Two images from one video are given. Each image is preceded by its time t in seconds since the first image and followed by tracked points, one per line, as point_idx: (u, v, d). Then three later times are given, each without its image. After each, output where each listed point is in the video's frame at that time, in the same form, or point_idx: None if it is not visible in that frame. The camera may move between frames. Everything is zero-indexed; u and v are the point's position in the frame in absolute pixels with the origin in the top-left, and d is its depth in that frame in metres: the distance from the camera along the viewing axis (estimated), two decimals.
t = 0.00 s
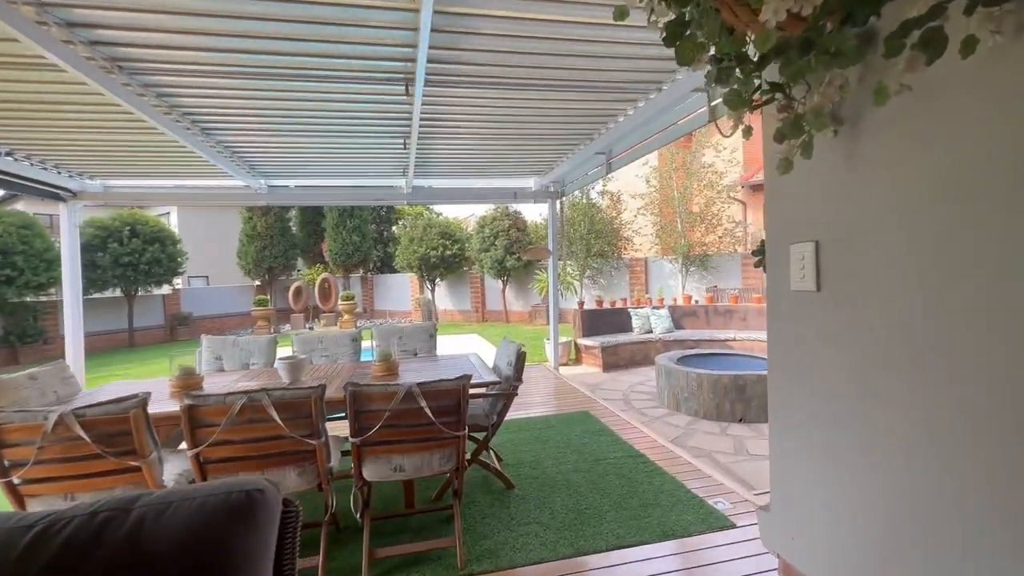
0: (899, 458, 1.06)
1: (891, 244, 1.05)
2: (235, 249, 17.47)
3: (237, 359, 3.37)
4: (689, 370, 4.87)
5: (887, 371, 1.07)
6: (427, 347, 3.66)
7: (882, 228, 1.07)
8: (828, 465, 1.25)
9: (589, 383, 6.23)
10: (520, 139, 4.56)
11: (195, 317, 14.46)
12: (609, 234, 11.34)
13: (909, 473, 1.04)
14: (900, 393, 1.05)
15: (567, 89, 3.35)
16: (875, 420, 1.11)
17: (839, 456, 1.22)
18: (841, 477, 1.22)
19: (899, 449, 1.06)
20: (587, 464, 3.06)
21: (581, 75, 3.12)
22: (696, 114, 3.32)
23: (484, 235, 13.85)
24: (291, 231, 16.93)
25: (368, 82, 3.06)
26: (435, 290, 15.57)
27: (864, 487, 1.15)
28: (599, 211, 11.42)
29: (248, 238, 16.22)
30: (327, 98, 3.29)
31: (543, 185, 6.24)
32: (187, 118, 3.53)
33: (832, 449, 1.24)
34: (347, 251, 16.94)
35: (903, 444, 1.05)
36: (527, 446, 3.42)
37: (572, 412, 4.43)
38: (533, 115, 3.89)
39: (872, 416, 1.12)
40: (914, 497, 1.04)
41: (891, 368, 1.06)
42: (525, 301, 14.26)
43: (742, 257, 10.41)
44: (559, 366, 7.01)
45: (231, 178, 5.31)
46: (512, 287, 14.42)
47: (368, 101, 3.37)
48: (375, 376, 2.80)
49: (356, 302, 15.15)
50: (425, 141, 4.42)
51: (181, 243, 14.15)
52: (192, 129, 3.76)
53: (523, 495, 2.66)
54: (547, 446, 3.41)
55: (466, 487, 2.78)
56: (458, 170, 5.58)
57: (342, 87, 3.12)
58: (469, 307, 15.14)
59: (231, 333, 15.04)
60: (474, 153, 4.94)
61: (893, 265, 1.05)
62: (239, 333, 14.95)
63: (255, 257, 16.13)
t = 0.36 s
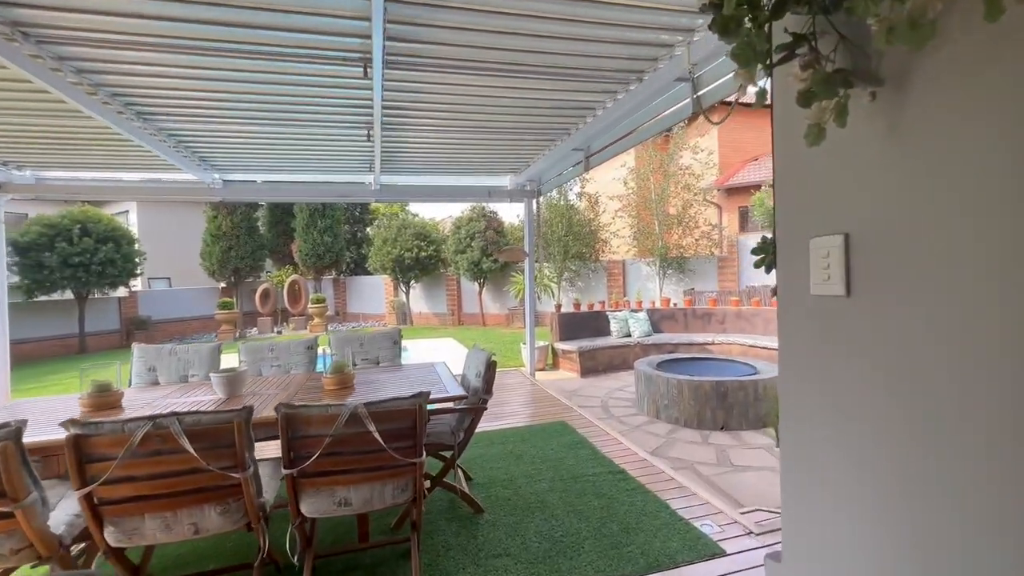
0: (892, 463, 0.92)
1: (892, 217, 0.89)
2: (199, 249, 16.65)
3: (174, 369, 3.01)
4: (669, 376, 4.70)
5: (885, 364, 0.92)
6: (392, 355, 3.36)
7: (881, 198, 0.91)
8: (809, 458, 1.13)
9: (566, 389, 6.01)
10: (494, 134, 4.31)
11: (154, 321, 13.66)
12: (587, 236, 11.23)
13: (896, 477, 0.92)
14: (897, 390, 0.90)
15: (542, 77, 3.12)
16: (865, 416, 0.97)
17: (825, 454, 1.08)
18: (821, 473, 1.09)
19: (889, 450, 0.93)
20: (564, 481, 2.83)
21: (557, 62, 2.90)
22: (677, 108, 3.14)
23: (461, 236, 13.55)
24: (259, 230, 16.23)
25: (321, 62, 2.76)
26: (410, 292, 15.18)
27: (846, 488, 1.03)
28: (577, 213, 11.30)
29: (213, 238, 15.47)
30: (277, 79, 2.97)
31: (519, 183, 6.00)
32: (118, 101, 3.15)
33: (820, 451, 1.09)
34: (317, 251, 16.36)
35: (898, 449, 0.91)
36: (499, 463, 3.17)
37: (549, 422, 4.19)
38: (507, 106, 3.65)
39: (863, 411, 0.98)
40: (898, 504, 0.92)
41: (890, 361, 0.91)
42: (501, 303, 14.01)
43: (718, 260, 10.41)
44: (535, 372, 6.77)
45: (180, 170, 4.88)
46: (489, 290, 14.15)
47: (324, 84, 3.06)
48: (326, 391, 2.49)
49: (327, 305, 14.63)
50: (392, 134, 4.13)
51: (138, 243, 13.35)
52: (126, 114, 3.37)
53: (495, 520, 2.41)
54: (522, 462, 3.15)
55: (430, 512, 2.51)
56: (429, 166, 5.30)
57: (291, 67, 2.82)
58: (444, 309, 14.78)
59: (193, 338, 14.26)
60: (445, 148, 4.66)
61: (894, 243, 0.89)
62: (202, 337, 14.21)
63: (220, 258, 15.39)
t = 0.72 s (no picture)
0: (865, 483, 0.82)
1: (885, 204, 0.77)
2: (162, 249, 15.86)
3: (97, 386, 2.63)
4: (650, 386, 4.50)
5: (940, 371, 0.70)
6: (351, 369, 3.05)
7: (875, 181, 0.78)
8: (817, 476, 0.92)
9: (543, 398, 5.77)
10: (466, 128, 4.03)
11: (110, 325, 12.88)
12: (566, 239, 11.09)
13: (938, 518, 0.71)
14: (889, 409, 0.78)
15: (515, 65, 2.87)
16: (905, 436, 0.75)
17: (801, 453, 0.97)
18: (831, 499, 0.89)
19: (931, 487, 0.72)
20: (538, 508, 2.58)
21: (531, 47, 2.64)
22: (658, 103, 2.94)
23: (437, 238, 13.22)
24: (225, 230, 15.55)
25: (264, 37, 2.45)
26: (385, 295, 14.77)
27: (829, 499, 0.89)
28: (556, 217, 11.16)
29: (176, 238, 14.73)
30: (215, 56, 2.64)
31: (495, 182, 5.75)
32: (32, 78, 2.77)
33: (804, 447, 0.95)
34: (288, 253, 15.76)
35: (901, 475, 0.76)
36: (468, 486, 2.89)
37: (523, 437, 3.93)
38: (480, 98, 3.39)
39: (900, 429, 0.76)
40: (939, 560, 0.71)
41: (885, 371, 0.78)
42: (479, 307, 13.74)
43: (696, 264, 10.37)
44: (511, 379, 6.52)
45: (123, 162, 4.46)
46: (466, 293, 13.86)
47: (271, 64, 2.75)
48: (265, 415, 2.18)
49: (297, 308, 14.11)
50: (356, 126, 3.82)
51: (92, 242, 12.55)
52: (44, 93, 2.99)
53: (459, 556, 2.14)
54: (493, 486, 2.88)
55: (386, 549, 2.23)
56: (398, 163, 5.00)
57: (229, 42, 2.49)
58: (420, 313, 14.40)
59: (153, 342, 13.51)
60: (415, 144, 4.37)
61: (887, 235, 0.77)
62: (163, 342, 13.48)
63: (183, 258, 14.65)
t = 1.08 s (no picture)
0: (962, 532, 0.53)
1: (902, 126, 0.58)
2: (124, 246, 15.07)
3: (2, 400, 2.31)
4: (632, 392, 4.29)
5: None
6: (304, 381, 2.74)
7: (889, 99, 0.60)
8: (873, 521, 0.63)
9: (521, 404, 5.51)
10: (438, 116, 3.75)
11: (64, 327, 12.12)
12: (546, 240, 10.88)
13: None
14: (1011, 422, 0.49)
15: (487, 41, 2.60)
16: None
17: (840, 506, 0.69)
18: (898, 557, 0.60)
19: None
20: (509, 534, 2.32)
21: (504, 20, 2.39)
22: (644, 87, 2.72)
23: (415, 237, 12.86)
24: (193, 226, 14.86)
25: None
26: (361, 296, 14.32)
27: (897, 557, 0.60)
28: (537, 217, 10.93)
29: (138, 234, 13.99)
30: (140, 15, 2.31)
31: (473, 177, 5.47)
32: None
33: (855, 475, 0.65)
34: (259, 251, 15.14)
35: None
36: (433, 508, 2.61)
37: (498, 448, 3.65)
38: (450, 78, 3.10)
39: None
40: None
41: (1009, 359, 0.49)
42: (457, 308, 13.43)
43: (677, 266, 10.28)
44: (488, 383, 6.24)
45: (55, 145, 4.02)
46: (444, 294, 13.54)
47: (208, 26, 2.42)
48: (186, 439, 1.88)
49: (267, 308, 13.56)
50: (316, 108, 3.49)
51: (45, 238, 11.79)
52: None
53: None
54: (460, 508, 2.60)
55: None
56: (367, 153, 4.68)
57: None
58: (398, 314, 14.00)
59: (111, 344, 12.79)
60: (383, 132, 4.07)
61: (905, 168, 0.58)
62: (124, 343, 12.77)
63: (146, 256, 13.89)
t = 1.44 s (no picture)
0: None
1: None
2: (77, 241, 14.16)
3: None
4: (612, 396, 4.10)
5: None
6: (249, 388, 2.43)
7: None
8: None
9: (497, 407, 5.27)
10: (406, 98, 3.47)
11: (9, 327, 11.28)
12: (525, 239, 10.66)
13: None
14: None
15: (457, 11, 2.35)
16: None
17: None
18: None
19: None
20: (480, 562, 2.07)
21: None
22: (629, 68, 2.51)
23: (390, 234, 12.46)
24: (154, 220, 14.08)
25: None
26: (334, 294, 13.84)
27: None
28: (516, 216, 10.67)
29: (93, 228, 13.16)
30: None
31: (446, 170, 5.19)
32: None
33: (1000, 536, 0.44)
34: (225, 248, 14.41)
35: None
36: (396, 532, 2.34)
37: (470, 459, 3.40)
38: (418, 52, 2.84)
39: None
40: None
41: None
42: (433, 307, 13.13)
43: (656, 266, 10.22)
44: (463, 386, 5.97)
45: None
46: (420, 292, 13.22)
47: None
48: (80, 471, 1.58)
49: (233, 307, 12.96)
50: (269, 84, 3.17)
51: None
52: None
53: None
54: (426, 530, 2.34)
55: None
56: (332, 139, 4.36)
57: None
58: (372, 314, 13.58)
59: (62, 345, 11.99)
60: (347, 113, 3.76)
61: None
62: (77, 344, 12.01)
63: (102, 252, 13.05)
